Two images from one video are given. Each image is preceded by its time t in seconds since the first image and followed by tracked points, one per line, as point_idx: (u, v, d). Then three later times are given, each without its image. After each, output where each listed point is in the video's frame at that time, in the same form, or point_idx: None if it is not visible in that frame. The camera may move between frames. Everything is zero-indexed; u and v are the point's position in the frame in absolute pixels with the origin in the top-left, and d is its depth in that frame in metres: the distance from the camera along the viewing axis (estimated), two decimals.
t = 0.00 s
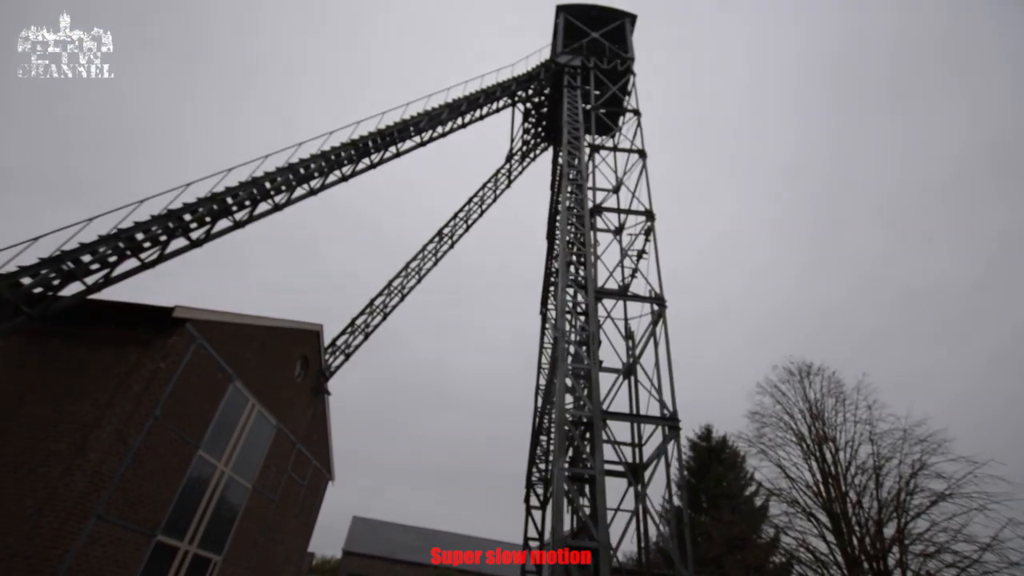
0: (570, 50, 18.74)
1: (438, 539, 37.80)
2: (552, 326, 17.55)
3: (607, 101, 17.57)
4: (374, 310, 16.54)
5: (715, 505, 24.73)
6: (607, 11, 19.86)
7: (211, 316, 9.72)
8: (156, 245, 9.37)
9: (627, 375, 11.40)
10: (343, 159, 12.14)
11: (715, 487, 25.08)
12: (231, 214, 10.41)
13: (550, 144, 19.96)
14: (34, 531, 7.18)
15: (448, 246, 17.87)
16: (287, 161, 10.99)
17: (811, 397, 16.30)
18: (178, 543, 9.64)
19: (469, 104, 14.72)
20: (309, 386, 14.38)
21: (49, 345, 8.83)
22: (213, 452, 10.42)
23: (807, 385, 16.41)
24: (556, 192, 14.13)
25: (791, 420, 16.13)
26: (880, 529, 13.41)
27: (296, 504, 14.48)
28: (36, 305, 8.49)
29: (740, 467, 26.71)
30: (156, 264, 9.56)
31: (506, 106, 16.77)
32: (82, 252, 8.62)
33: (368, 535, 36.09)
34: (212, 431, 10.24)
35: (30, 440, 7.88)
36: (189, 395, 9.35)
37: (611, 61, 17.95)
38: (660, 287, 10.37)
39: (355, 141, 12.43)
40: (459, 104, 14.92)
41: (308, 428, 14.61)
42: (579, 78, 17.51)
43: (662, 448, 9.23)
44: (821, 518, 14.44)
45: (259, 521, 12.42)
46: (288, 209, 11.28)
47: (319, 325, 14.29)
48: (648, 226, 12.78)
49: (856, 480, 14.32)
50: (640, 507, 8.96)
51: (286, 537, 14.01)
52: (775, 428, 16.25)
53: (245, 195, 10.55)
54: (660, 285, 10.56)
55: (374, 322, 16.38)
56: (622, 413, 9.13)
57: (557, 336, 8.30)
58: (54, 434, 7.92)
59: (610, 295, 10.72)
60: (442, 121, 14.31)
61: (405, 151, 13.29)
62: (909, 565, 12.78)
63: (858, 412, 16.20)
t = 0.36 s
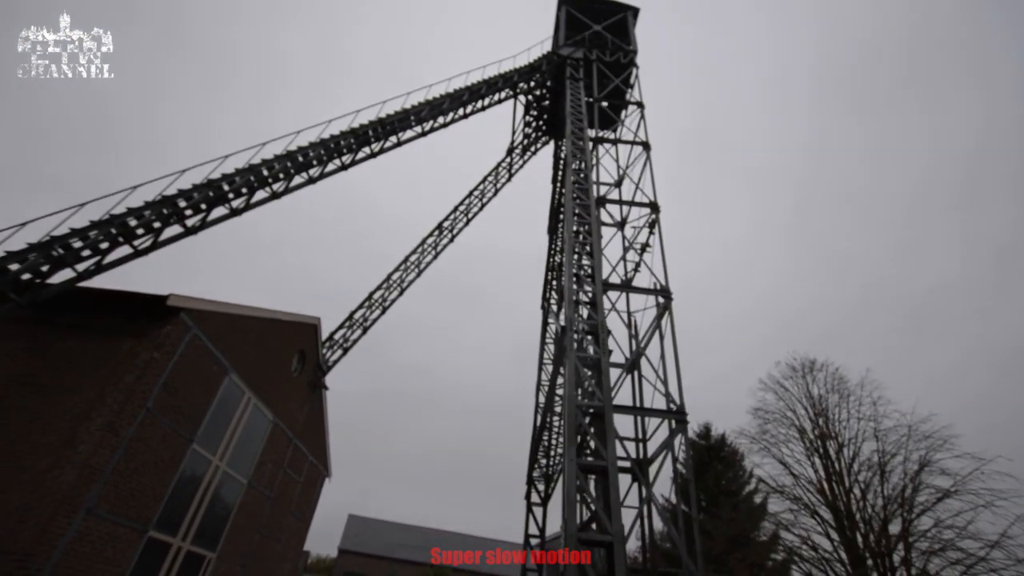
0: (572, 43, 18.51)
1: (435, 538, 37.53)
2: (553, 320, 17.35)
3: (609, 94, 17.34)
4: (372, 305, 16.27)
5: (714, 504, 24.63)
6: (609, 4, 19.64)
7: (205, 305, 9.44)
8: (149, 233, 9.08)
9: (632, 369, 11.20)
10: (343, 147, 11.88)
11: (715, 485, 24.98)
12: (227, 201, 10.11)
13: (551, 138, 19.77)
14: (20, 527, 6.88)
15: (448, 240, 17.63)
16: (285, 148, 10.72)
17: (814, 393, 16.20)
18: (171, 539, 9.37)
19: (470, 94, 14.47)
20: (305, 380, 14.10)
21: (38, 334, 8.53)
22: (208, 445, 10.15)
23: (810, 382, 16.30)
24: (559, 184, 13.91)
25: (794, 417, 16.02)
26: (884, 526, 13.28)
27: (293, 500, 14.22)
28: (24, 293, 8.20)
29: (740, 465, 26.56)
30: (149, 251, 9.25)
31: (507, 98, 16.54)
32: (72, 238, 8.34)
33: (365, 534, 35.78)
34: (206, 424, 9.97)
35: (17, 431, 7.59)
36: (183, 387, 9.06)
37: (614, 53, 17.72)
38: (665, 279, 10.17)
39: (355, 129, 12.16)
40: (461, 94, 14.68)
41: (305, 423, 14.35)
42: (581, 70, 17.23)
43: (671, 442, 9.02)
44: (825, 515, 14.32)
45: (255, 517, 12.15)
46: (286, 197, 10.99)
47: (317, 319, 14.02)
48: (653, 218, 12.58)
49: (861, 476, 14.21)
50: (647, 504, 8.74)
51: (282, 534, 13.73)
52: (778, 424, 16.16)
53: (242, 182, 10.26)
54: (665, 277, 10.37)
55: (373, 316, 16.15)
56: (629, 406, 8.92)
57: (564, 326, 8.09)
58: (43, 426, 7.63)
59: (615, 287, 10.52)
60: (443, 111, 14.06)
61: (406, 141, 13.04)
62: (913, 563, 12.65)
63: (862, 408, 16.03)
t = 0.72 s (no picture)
0: (563, 39, 18.34)
1: (401, 535, 36.95)
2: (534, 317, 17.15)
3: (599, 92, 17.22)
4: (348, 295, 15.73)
5: (682, 506, 24.85)
6: (602, 2, 19.54)
7: (171, 284, 8.90)
8: (113, 204, 8.48)
9: (614, 368, 11.07)
10: (325, 127, 11.42)
11: (684, 488, 25.22)
12: (200, 176, 9.56)
13: (539, 134, 19.58)
14: None
15: (429, 231, 17.23)
16: (264, 124, 10.24)
17: (786, 399, 16.50)
18: (123, 531, 8.79)
19: (460, 82, 14.12)
20: (275, 369, 13.54)
21: None
22: (168, 433, 9.58)
23: (783, 388, 16.58)
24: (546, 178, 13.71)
25: (767, 422, 16.27)
26: (851, 530, 13.53)
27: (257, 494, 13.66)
28: None
29: (709, 469, 26.84)
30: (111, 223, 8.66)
31: (497, 89, 16.26)
32: (26, 204, 7.72)
33: (329, 530, 34.98)
34: (167, 411, 9.42)
35: None
36: (143, 370, 8.52)
37: (605, 52, 17.62)
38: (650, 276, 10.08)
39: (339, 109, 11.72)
40: (450, 82, 14.36)
41: (273, 413, 13.79)
42: (572, 67, 17.05)
43: (652, 441, 8.90)
44: (794, 519, 14.52)
45: (215, 511, 11.58)
46: (263, 175, 10.49)
47: (290, 306, 13.47)
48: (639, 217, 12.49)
49: (830, 481, 14.47)
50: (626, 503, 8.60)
51: (244, 528, 13.16)
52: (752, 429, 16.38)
53: (216, 156, 9.74)
54: (650, 275, 10.27)
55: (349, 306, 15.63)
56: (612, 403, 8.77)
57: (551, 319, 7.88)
58: None
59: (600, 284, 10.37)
60: (431, 98, 13.71)
61: (391, 125, 12.65)
62: (878, 566, 12.92)
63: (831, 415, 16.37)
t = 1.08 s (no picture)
0: (559, 34, 18.18)
1: (375, 533, 36.35)
2: (522, 314, 16.94)
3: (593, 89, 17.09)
4: (333, 286, 15.21)
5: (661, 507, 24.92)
6: None
7: (148, 263, 8.45)
8: (88, 176, 8.01)
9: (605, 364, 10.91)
10: (316, 108, 11.03)
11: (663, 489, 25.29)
12: (181, 151, 9.11)
13: (531, 130, 19.45)
14: None
15: (418, 222, 16.90)
16: (252, 101, 9.83)
17: (769, 402, 16.65)
18: (88, 522, 8.30)
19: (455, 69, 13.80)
20: (254, 359, 13.07)
21: None
22: (140, 420, 9.10)
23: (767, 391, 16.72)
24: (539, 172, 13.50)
25: (751, 424, 16.38)
26: (831, 531, 13.66)
27: (232, 487, 13.17)
28: None
29: (688, 470, 26.97)
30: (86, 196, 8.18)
31: (491, 81, 16.02)
32: None
33: (300, 527, 34.19)
34: (139, 397, 8.94)
35: None
36: (116, 352, 8.07)
37: (600, 49, 17.50)
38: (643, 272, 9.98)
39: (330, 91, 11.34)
40: (444, 71, 14.07)
41: (250, 404, 13.31)
42: (568, 62, 16.88)
43: (644, 438, 8.75)
44: (775, 520, 14.62)
45: (187, 504, 11.09)
46: (249, 154, 10.06)
47: (272, 293, 13.01)
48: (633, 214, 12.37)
49: (812, 482, 14.61)
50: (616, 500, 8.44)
51: (217, 522, 12.67)
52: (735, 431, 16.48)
53: (201, 132, 9.30)
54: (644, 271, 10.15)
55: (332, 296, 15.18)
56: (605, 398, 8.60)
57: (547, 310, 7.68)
58: None
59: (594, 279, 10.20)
60: (425, 85, 13.41)
61: (383, 110, 12.32)
62: (856, 568, 13.04)
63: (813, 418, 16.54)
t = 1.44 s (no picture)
0: (557, 28, 18.00)
1: (354, 531, 35.76)
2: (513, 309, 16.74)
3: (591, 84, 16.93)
4: (320, 275, 14.77)
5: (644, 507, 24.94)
6: None
7: (127, 242, 8.03)
8: (65, 147, 7.55)
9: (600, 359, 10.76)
10: (309, 89, 10.65)
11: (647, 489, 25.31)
12: (166, 127, 8.68)
13: (526, 124, 19.24)
14: None
15: (409, 213, 16.57)
16: (243, 78, 9.43)
17: (756, 404, 16.73)
18: (56, 515, 7.84)
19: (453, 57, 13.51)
20: (236, 348, 12.61)
21: None
22: (114, 408, 8.66)
23: (755, 393, 16.76)
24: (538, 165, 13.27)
25: (738, 426, 16.42)
26: (816, 532, 13.74)
27: (210, 481, 12.71)
28: None
29: (671, 471, 27.05)
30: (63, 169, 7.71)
31: (487, 72, 15.77)
32: None
33: (277, 523, 33.43)
34: (114, 383, 8.49)
35: None
36: (90, 335, 7.63)
37: (599, 44, 17.35)
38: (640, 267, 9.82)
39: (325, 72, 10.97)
40: (441, 58, 13.76)
41: (231, 395, 12.85)
42: (565, 56, 16.68)
43: (641, 435, 8.59)
44: (761, 520, 14.67)
45: (162, 497, 10.63)
46: (238, 132, 9.65)
47: (257, 281, 12.56)
48: (630, 211, 12.23)
49: (797, 483, 14.68)
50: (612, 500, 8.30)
51: (194, 517, 12.22)
52: (723, 433, 16.50)
53: (188, 107, 8.86)
54: (641, 267, 10.02)
55: (319, 286, 14.74)
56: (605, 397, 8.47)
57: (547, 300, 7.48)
58: None
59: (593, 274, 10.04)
60: (421, 72, 13.09)
61: (378, 94, 11.99)
62: (839, 569, 13.11)
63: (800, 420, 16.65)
